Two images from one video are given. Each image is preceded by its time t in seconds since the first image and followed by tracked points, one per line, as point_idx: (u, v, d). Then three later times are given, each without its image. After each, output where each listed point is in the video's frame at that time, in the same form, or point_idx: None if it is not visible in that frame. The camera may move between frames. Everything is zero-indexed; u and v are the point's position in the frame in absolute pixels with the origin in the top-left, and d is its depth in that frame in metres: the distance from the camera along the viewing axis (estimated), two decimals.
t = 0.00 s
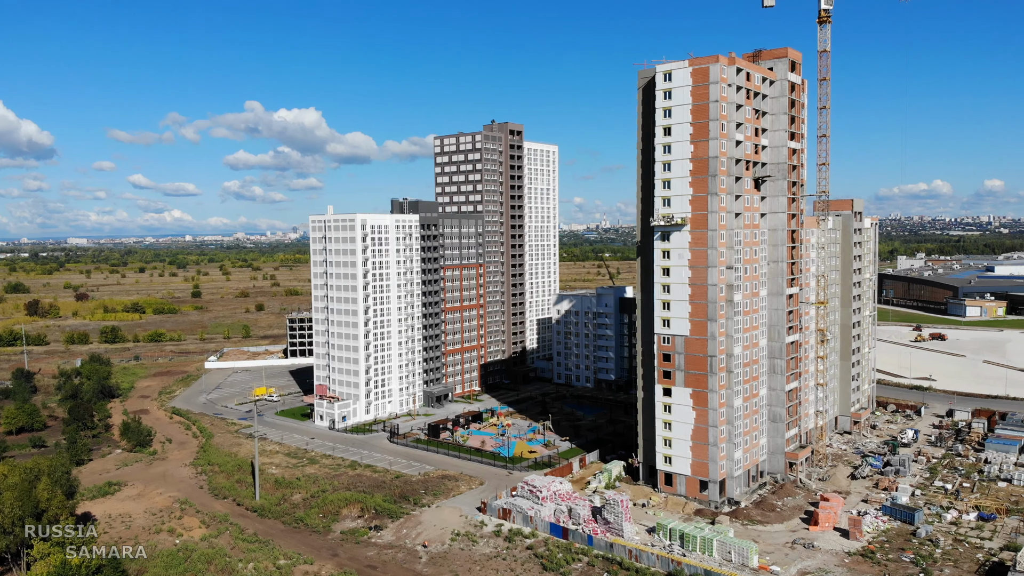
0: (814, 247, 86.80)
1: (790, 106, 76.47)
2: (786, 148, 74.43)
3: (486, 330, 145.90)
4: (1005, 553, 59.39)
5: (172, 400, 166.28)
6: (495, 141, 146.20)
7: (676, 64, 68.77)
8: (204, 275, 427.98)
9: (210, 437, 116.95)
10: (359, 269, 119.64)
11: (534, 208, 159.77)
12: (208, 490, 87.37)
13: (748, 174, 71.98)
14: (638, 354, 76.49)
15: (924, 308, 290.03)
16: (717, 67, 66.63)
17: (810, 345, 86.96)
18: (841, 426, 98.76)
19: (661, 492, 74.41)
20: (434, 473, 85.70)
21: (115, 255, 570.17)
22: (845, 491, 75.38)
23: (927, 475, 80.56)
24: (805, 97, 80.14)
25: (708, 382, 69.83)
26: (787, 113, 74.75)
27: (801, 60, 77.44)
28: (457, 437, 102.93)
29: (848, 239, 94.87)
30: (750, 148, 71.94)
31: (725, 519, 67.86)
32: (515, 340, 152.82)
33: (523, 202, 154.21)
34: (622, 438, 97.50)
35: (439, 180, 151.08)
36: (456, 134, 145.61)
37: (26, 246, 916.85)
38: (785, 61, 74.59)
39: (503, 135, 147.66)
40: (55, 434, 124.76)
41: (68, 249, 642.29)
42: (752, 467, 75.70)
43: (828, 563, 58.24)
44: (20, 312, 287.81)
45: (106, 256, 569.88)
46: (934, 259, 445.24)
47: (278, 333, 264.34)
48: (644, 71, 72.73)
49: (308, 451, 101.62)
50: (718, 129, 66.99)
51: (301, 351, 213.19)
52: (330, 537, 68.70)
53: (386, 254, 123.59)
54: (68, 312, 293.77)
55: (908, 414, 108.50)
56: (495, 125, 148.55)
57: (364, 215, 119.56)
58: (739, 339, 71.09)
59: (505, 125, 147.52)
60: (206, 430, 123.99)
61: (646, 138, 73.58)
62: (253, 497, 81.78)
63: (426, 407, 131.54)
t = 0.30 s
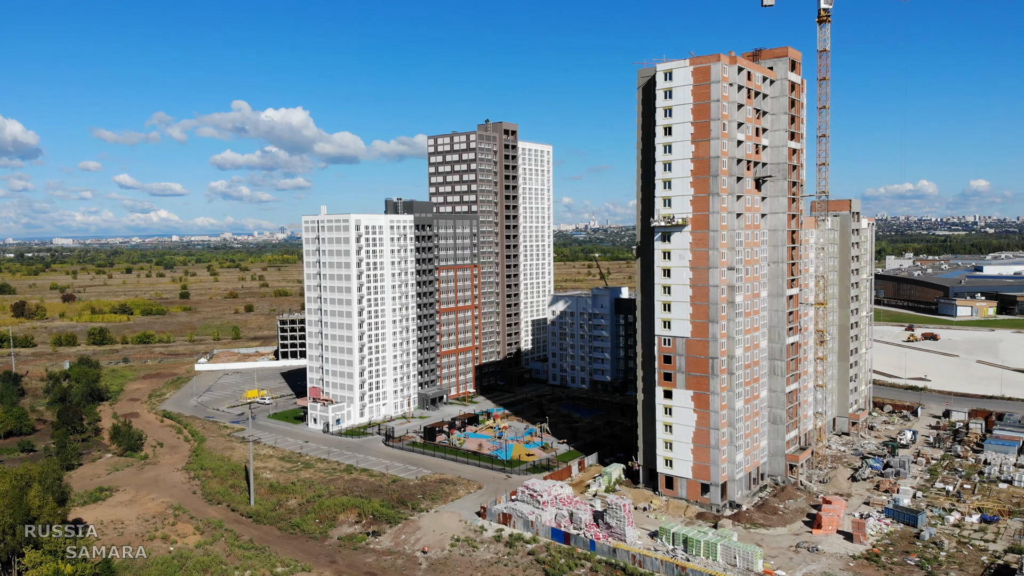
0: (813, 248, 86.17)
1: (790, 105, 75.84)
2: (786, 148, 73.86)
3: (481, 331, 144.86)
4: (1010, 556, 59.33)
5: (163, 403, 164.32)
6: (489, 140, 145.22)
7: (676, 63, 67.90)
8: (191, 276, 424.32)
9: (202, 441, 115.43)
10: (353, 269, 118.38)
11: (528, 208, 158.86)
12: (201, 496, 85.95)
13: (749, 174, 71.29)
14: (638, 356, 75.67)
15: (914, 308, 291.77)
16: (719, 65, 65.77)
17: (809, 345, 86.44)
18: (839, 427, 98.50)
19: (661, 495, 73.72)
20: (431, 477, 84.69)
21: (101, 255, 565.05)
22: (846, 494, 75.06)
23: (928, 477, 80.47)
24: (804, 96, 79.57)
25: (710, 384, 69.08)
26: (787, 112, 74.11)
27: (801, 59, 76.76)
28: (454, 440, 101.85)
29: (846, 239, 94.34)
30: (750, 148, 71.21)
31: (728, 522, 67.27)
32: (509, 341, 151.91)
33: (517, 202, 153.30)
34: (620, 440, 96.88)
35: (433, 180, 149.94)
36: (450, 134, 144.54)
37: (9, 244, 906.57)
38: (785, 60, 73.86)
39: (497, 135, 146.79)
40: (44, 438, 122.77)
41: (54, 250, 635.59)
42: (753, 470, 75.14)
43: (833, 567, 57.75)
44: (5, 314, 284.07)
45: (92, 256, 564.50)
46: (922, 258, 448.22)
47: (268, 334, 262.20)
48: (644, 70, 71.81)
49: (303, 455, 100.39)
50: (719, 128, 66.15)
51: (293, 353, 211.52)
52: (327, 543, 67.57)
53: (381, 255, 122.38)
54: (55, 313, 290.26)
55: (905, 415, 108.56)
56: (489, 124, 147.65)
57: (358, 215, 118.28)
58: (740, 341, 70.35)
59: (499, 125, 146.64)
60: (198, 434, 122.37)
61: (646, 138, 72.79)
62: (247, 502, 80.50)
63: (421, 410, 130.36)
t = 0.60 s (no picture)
0: (813, 248, 85.37)
1: (792, 105, 75.03)
2: (787, 148, 73.11)
3: (477, 333, 144.01)
4: (1016, 560, 59.16)
5: (154, 406, 162.51)
6: (485, 140, 144.23)
7: (678, 62, 66.70)
8: (181, 276, 421.30)
9: (195, 445, 113.98)
10: (348, 270, 117.09)
11: (524, 209, 158.10)
12: (196, 501, 84.69)
13: (752, 175, 70.24)
14: (640, 359, 74.73)
15: (906, 308, 293.48)
16: (721, 65, 64.29)
17: (810, 347, 85.86)
18: (838, 429, 98.18)
19: (663, 499, 72.97)
20: (429, 481, 83.71)
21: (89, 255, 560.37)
22: (849, 497, 74.72)
23: (929, 479, 80.31)
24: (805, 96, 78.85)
25: (712, 388, 68.21)
26: (788, 113, 73.36)
27: (802, 59, 75.96)
28: (451, 444, 100.83)
29: (845, 240, 93.63)
30: (753, 148, 70.21)
31: (732, 526, 66.66)
32: (505, 343, 151.05)
33: (513, 203, 152.41)
34: (619, 443, 96.25)
35: (428, 180, 148.84)
36: (446, 133, 143.50)
37: None
38: (786, 61, 73.10)
39: (493, 135, 145.83)
40: (34, 442, 120.90)
41: (39, 250, 628.52)
42: (755, 473, 74.50)
43: (839, 572, 57.24)
44: None
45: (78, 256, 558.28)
46: (913, 258, 450.96)
47: (260, 335, 260.24)
48: (646, 70, 70.81)
49: (298, 459, 99.14)
50: (722, 129, 64.88)
51: (285, 354, 210.00)
52: (326, 550, 66.51)
53: (376, 256, 121.21)
54: (42, 315, 287.13)
55: (904, 416, 108.48)
56: (485, 124, 146.70)
57: (353, 216, 117.04)
58: (743, 343, 69.43)
59: (495, 124, 145.66)
60: (191, 437, 120.88)
61: (647, 138, 71.70)
62: (243, 508, 79.30)
63: (417, 412, 129.22)
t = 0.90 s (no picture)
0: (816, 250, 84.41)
1: (796, 106, 74.29)
2: (792, 149, 72.39)
3: (475, 335, 143.13)
4: None
5: (149, 410, 160.87)
6: (483, 140, 143.25)
7: (683, 62, 65.73)
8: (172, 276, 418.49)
9: (191, 449, 112.63)
10: (346, 272, 115.87)
11: (522, 209, 157.23)
12: (193, 508, 83.53)
13: (757, 176, 69.31)
14: (643, 362, 73.87)
15: (900, 308, 294.72)
16: (727, 65, 63.33)
17: (814, 349, 85.21)
18: (840, 432, 97.65)
19: (668, 504, 72.28)
20: (431, 486, 82.76)
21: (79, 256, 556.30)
22: (854, 500, 74.17)
23: (934, 482, 79.98)
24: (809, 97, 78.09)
25: (718, 391, 67.34)
26: (793, 114, 72.72)
27: (806, 59, 75.18)
28: (451, 447, 99.88)
29: (847, 241, 92.73)
30: (758, 149, 69.31)
31: (738, 532, 66.04)
32: (504, 344, 150.13)
33: (511, 204, 151.52)
34: (621, 446, 95.52)
35: (426, 180, 147.84)
36: (444, 134, 142.45)
37: None
38: (791, 61, 72.42)
39: (491, 135, 144.82)
40: (26, 447, 119.28)
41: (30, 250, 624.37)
42: (760, 477, 73.82)
43: None
44: None
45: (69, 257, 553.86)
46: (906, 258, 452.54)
47: (253, 337, 258.44)
48: (649, 70, 69.99)
49: (296, 464, 97.96)
50: (728, 129, 63.87)
51: (280, 356, 208.60)
52: (327, 557, 65.49)
53: (374, 257, 120.11)
54: (33, 316, 284.63)
55: (905, 418, 108.15)
56: (483, 124, 145.71)
57: (351, 217, 115.91)
58: (749, 347, 68.52)
59: (493, 124, 144.72)
60: (187, 441, 119.56)
61: (652, 138, 70.71)
62: (241, 515, 78.21)
63: (415, 415, 128.16)
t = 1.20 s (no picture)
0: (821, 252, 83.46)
1: (802, 108, 73.58)
2: (798, 152, 71.73)
3: (475, 337, 142.18)
4: None
5: (144, 413, 159.31)
6: (482, 141, 142.43)
7: (690, 63, 64.87)
8: (165, 277, 415.54)
9: (188, 455, 111.34)
10: (345, 274, 114.85)
11: (521, 211, 156.41)
12: (192, 515, 82.41)
13: (763, 178, 68.59)
14: (649, 367, 73.07)
15: (896, 309, 295.61)
16: (734, 66, 62.66)
17: (819, 352, 84.59)
18: (843, 435, 97.10)
19: (674, 510, 71.56)
20: (433, 492, 81.83)
21: (71, 257, 552.33)
22: (861, 506, 73.59)
23: (940, 486, 79.53)
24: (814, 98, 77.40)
25: (725, 396, 66.63)
26: (799, 115, 71.97)
27: (812, 60, 74.51)
28: (452, 452, 98.96)
29: (851, 244, 91.72)
30: (765, 151, 68.60)
31: (745, 538, 65.39)
32: (503, 347, 149.25)
33: (510, 205, 150.69)
34: (623, 451, 94.81)
35: (424, 182, 146.89)
36: (442, 135, 141.54)
37: None
38: (797, 62, 71.52)
39: (490, 136, 144.03)
40: (21, 452, 117.78)
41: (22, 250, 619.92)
42: (766, 483, 73.20)
43: None
44: None
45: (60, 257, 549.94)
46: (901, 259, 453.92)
47: (248, 339, 256.76)
48: (655, 70, 69.21)
49: (295, 470, 96.83)
50: (735, 131, 63.17)
51: (276, 359, 207.19)
52: (329, 566, 64.49)
53: (373, 259, 119.16)
54: (25, 318, 282.28)
55: (907, 421, 107.76)
56: (482, 125, 144.86)
57: (350, 219, 114.91)
58: (756, 351, 67.80)
59: (492, 125, 143.94)
60: (184, 446, 118.30)
61: (657, 140, 69.95)
62: (241, 522, 77.17)
63: (415, 419, 127.14)
